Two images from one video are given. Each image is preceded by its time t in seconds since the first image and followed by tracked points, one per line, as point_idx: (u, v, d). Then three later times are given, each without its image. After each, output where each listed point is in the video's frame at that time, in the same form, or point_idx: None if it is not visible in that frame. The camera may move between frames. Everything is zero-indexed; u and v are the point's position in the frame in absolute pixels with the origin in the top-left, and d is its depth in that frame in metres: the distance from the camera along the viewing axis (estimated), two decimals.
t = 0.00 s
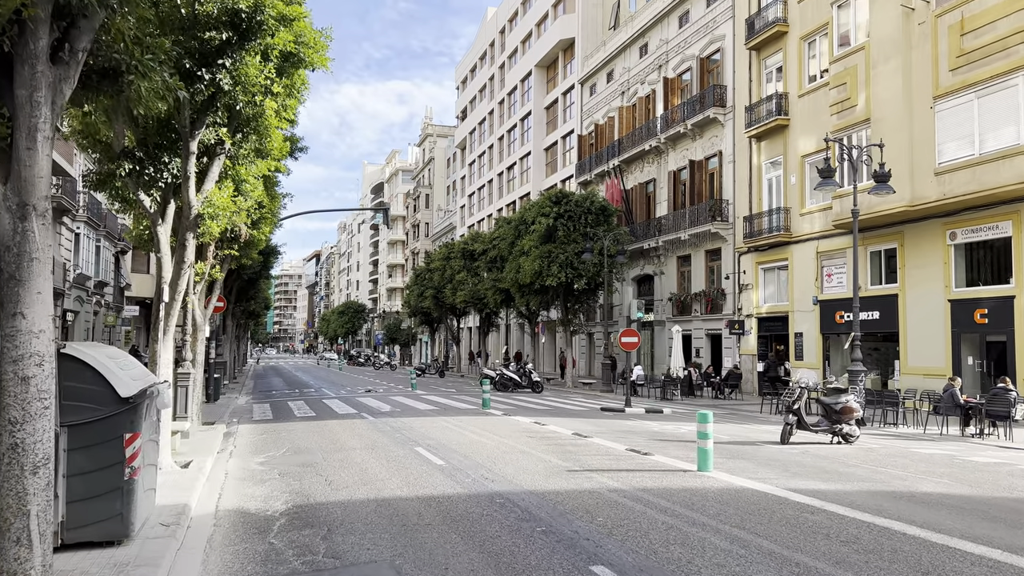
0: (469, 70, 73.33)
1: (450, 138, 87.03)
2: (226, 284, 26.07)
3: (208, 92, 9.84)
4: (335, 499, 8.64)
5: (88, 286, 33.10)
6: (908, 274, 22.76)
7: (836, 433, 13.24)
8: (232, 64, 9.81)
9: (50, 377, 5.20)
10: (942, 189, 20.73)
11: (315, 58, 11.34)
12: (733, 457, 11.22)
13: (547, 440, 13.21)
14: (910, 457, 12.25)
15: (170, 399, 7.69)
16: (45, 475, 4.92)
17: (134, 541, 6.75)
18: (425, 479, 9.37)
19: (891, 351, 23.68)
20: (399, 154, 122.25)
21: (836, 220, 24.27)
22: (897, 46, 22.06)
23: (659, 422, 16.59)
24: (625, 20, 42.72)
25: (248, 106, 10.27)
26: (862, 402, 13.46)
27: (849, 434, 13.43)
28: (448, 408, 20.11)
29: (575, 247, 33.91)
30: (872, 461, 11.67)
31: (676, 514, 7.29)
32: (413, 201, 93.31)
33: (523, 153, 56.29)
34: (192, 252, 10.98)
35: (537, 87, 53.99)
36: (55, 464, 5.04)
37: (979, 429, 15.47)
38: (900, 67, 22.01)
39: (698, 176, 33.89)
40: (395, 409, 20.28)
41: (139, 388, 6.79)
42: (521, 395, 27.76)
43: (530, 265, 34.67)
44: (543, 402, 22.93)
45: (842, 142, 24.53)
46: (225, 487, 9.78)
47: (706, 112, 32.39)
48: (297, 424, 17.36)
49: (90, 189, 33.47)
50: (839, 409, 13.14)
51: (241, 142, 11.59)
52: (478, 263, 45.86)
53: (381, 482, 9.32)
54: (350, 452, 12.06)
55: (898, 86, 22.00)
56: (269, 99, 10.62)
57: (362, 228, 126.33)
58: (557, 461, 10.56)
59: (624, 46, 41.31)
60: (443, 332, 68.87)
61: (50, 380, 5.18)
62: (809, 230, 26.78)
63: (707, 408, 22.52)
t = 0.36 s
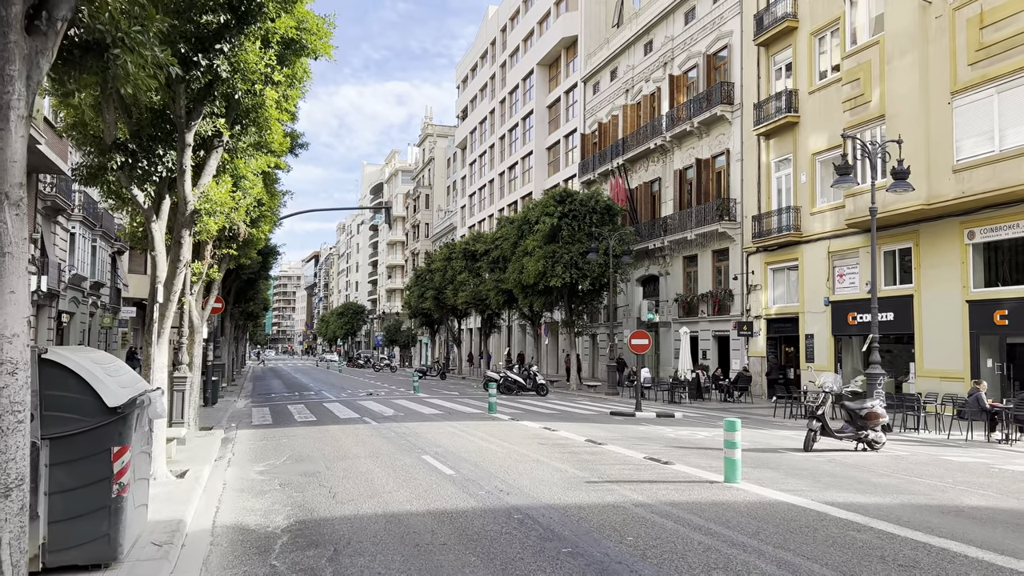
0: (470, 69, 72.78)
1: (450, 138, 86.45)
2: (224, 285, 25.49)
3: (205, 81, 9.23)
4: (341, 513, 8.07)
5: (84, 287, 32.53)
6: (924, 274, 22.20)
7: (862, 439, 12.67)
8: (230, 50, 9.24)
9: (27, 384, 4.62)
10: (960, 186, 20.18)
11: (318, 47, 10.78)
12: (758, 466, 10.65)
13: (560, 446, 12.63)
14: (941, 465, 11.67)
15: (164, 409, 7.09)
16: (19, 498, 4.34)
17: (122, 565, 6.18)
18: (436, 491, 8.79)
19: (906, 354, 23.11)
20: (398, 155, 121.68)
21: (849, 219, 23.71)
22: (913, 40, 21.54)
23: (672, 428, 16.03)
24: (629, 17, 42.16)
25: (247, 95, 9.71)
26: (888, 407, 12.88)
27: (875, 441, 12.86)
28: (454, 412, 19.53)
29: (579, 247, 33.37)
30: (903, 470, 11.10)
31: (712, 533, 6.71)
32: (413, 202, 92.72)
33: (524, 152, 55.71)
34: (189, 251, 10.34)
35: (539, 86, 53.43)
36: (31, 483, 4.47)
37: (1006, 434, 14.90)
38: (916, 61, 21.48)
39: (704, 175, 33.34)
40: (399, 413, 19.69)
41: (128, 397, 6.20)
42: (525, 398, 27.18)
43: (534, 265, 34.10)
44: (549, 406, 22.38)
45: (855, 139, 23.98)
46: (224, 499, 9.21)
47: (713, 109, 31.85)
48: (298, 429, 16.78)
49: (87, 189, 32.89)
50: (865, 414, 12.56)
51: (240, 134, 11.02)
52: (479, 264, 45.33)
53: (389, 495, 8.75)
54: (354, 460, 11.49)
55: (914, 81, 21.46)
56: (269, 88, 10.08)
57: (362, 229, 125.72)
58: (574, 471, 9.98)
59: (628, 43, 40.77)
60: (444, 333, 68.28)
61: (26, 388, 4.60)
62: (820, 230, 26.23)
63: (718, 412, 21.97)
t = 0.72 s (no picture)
0: (471, 67, 72.27)
1: (450, 136, 85.91)
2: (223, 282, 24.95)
3: (200, 59, 8.70)
4: (345, 519, 7.55)
5: (80, 285, 31.99)
6: (938, 271, 21.69)
7: (886, 440, 12.15)
8: (225, 26, 8.71)
9: None
10: (977, 180, 19.67)
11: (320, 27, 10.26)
12: (781, 468, 10.14)
13: (572, 447, 12.11)
14: (970, 467, 11.16)
15: (153, 407, 6.52)
16: None
17: None
18: (445, 496, 8.27)
19: (919, 352, 22.60)
20: (398, 154, 121.07)
21: (861, 214, 23.19)
22: (928, 30, 21.03)
23: (685, 429, 15.51)
24: (633, 12, 41.64)
25: (242, 74, 9.18)
26: (912, 406, 12.36)
27: (899, 441, 12.34)
28: (458, 412, 19.01)
29: (584, 245, 32.86)
30: (933, 472, 10.59)
31: (748, 542, 6.19)
32: (413, 201, 92.15)
33: (526, 150, 55.18)
34: (181, 243, 9.76)
35: (541, 83, 52.92)
36: None
37: None
38: (932, 52, 20.97)
39: (710, 171, 32.82)
40: (402, 413, 19.16)
41: (114, 394, 5.64)
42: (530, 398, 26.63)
43: (537, 263, 33.56)
44: (555, 405, 21.86)
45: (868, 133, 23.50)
46: (219, 504, 8.68)
47: (720, 105, 31.33)
48: (299, 429, 16.26)
49: (82, 185, 32.35)
50: (889, 414, 12.03)
51: (237, 120, 10.49)
52: (481, 262, 44.81)
53: (396, 499, 8.23)
54: (357, 462, 10.96)
55: (928, 73, 20.97)
56: (268, 70, 9.58)
57: (361, 229, 125.16)
58: (589, 473, 9.46)
59: (632, 39, 40.24)
60: (444, 333, 67.72)
61: None
62: (830, 226, 25.73)
63: (728, 411, 21.48)
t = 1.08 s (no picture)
0: (472, 65, 71.69)
1: (451, 136, 85.31)
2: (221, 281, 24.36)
3: (192, 40, 8.13)
4: (349, 535, 6.96)
5: (75, 284, 31.37)
6: (955, 270, 21.12)
7: (914, 445, 11.57)
8: (219, 4, 8.13)
9: None
10: (997, 176, 19.11)
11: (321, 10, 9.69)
12: (811, 477, 9.56)
13: (585, 453, 11.52)
14: (1006, 474, 10.59)
15: (137, 415, 5.96)
16: None
17: None
18: (456, 508, 7.69)
19: (935, 353, 22.04)
20: (398, 154, 120.43)
21: (875, 211, 22.61)
22: (946, 22, 20.47)
23: (700, 433, 14.93)
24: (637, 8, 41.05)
25: (237, 57, 8.61)
26: (941, 409, 11.77)
27: (928, 447, 11.77)
28: (463, 415, 18.41)
29: (588, 244, 32.29)
30: (970, 480, 10.02)
31: (794, 563, 5.62)
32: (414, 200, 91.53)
33: (528, 149, 54.61)
34: (172, 238, 9.15)
35: (543, 81, 52.36)
36: None
37: None
38: (949, 45, 20.42)
39: (718, 169, 32.24)
40: (405, 416, 18.57)
41: (91, 402, 5.05)
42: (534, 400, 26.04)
43: (541, 262, 32.96)
44: (562, 408, 21.27)
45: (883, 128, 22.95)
46: (213, 516, 8.09)
47: (727, 101, 30.75)
48: (298, 434, 15.66)
49: (78, 182, 31.74)
50: (918, 418, 11.45)
51: (232, 107, 9.92)
52: (483, 262, 44.23)
53: (403, 512, 7.65)
54: (360, 470, 10.37)
55: (945, 66, 20.39)
56: (265, 53, 9.00)
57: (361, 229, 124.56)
58: (608, 483, 8.87)
59: (636, 35, 39.65)
60: (446, 334, 67.12)
61: None
62: (842, 224, 25.15)
63: (739, 414, 20.90)
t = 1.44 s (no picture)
0: (474, 64, 71.17)
1: (452, 135, 84.76)
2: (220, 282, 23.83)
3: (189, 23, 7.62)
4: (356, 555, 6.41)
5: (72, 285, 30.80)
6: (974, 270, 20.57)
7: (947, 453, 11.04)
8: None
9: None
10: (1019, 173, 18.57)
11: None
12: (844, 489, 9.04)
13: (602, 462, 10.99)
14: None
15: (126, 429, 5.37)
16: None
17: None
18: (472, 525, 7.15)
19: (952, 356, 21.49)
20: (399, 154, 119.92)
21: (891, 209, 22.08)
22: (965, 15, 19.95)
23: (717, 439, 14.40)
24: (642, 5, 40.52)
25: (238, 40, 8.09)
26: (974, 415, 11.23)
27: (961, 455, 11.25)
28: (470, 419, 17.88)
29: (594, 243, 31.76)
30: (1011, 492, 9.50)
31: None
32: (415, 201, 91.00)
33: (531, 148, 54.08)
34: (170, 236, 8.52)
35: (546, 79, 51.86)
36: None
37: None
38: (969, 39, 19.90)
39: (726, 168, 31.72)
40: (410, 420, 18.04)
41: (73, 414, 4.42)
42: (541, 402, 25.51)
43: (546, 262, 32.41)
44: (570, 412, 20.74)
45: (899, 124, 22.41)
46: (211, 533, 7.54)
47: (736, 98, 30.22)
48: (301, 439, 15.13)
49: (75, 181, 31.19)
50: (951, 425, 10.92)
51: (231, 96, 9.39)
52: (487, 262, 43.73)
53: (415, 529, 7.11)
54: (366, 480, 9.83)
55: (964, 61, 19.87)
56: (267, 38, 8.48)
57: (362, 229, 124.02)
58: (632, 497, 8.33)
59: (642, 32, 39.12)
60: (448, 334, 66.63)
61: None
62: (855, 223, 24.62)
63: (752, 418, 20.36)
